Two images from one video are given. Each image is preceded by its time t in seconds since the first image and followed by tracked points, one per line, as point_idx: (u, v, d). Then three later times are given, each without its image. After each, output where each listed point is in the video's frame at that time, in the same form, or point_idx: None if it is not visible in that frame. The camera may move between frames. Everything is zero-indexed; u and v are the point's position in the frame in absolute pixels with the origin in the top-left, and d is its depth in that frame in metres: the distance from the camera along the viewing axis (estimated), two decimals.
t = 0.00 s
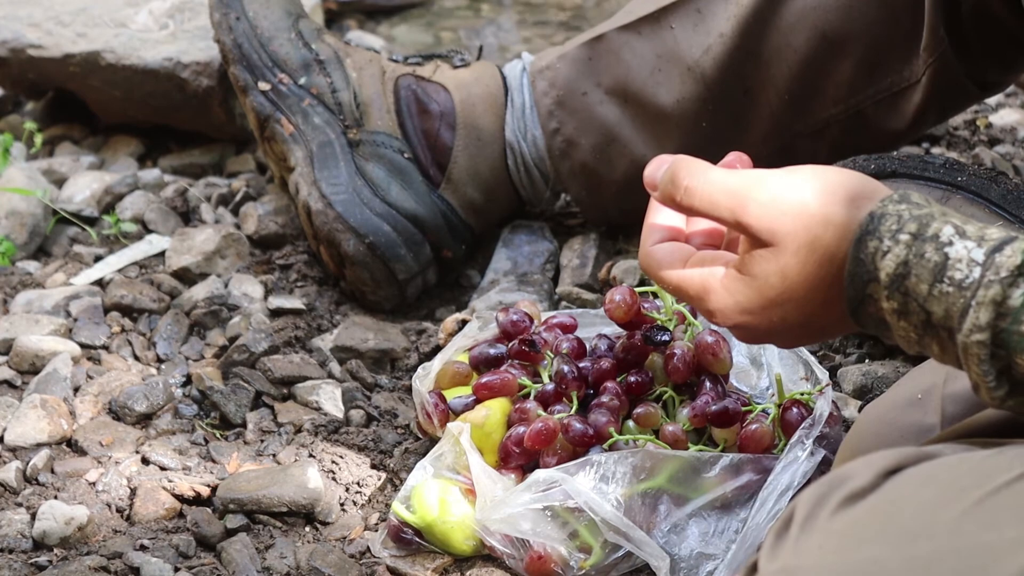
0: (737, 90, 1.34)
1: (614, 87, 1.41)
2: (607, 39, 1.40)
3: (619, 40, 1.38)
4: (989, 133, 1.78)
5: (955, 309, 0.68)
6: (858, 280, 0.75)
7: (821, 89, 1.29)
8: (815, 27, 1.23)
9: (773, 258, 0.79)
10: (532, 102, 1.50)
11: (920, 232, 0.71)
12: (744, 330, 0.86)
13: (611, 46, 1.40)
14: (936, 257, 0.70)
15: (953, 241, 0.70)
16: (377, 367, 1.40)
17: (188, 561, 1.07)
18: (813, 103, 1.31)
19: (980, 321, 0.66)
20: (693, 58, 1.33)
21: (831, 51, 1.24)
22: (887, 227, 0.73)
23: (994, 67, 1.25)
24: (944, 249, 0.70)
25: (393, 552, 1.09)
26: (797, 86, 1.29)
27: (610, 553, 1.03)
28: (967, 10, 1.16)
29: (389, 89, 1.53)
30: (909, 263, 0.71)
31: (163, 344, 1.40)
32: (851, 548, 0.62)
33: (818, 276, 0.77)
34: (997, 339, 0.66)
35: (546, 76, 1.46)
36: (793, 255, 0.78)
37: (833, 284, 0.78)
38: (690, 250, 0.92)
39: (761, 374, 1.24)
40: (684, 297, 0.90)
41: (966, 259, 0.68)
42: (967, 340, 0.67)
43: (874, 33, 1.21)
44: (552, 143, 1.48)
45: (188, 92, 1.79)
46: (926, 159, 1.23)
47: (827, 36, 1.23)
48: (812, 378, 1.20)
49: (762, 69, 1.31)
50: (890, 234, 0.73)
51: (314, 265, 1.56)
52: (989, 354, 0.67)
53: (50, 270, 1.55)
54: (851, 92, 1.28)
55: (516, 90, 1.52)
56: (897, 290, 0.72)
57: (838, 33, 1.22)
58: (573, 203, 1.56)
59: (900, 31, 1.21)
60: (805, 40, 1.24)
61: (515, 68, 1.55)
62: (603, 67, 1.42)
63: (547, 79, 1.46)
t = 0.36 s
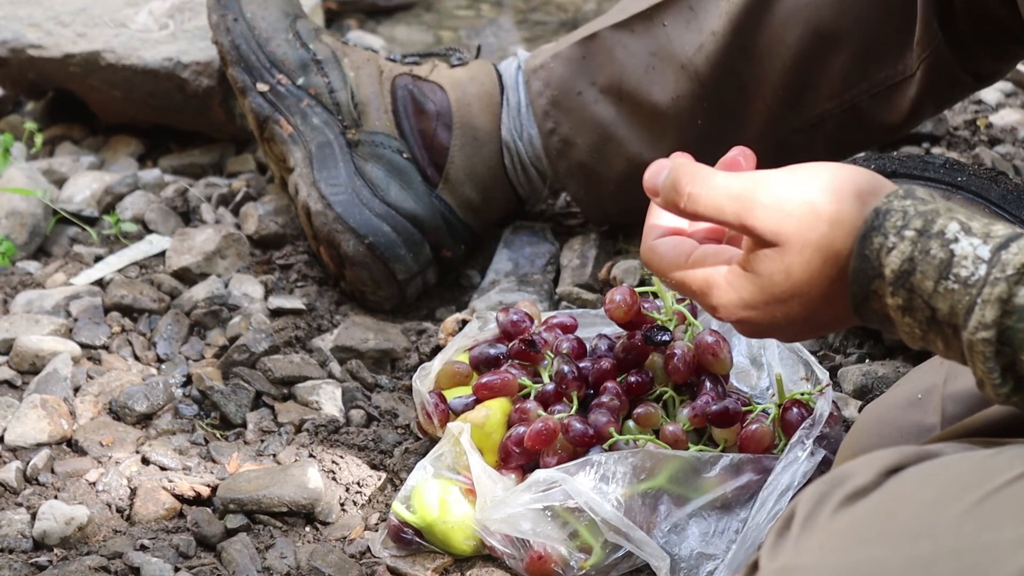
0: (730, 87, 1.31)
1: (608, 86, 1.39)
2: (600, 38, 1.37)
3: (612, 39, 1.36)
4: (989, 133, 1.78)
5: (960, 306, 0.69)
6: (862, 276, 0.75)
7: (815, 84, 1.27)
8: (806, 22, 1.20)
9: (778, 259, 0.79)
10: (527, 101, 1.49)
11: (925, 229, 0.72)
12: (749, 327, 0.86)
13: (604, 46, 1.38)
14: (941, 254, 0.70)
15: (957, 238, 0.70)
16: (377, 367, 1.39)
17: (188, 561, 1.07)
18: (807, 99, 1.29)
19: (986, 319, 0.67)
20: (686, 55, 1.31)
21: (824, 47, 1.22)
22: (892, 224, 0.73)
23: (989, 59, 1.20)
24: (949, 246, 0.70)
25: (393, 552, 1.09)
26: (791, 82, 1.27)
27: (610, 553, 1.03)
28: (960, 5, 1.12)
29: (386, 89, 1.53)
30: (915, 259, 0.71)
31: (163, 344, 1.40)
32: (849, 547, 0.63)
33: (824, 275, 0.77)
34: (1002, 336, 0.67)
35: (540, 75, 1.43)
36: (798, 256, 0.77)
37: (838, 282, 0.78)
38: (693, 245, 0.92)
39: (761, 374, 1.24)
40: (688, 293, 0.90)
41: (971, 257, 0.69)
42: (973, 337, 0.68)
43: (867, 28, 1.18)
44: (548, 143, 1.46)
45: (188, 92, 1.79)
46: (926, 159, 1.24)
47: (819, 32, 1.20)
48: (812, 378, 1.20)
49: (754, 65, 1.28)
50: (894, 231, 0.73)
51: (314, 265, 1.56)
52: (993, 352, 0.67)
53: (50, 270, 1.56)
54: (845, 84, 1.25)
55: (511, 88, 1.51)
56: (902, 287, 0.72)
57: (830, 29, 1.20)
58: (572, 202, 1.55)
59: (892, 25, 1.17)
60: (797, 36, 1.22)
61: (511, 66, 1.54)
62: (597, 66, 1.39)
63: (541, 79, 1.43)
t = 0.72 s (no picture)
0: (724, 90, 1.30)
1: (601, 89, 1.39)
2: (592, 41, 1.38)
3: (604, 42, 1.37)
4: (989, 134, 1.78)
5: (972, 311, 0.69)
6: (873, 284, 0.75)
7: (808, 88, 1.26)
8: (797, 27, 1.19)
9: (788, 266, 0.78)
10: (522, 101, 1.48)
11: (936, 234, 0.72)
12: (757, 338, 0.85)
13: (596, 48, 1.38)
14: (953, 259, 0.71)
15: (968, 244, 0.71)
16: (378, 367, 1.39)
17: (189, 561, 1.07)
18: (801, 102, 1.28)
19: (998, 322, 0.68)
20: (677, 59, 1.30)
21: (816, 52, 1.21)
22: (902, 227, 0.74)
23: (984, 57, 1.20)
24: (960, 251, 0.71)
25: (393, 552, 1.09)
26: (784, 86, 1.26)
27: (610, 553, 1.03)
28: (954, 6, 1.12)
29: (382, 90, 1.53)
30: (926, 265, 0.71)
31: (163, 344, 1.40)
32: (852, 539, 0.64)
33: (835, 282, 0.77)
34: (1014, 340, 0.68)
35: (533, 78, 1.44)
36: (808, 263, 0.77)
37: (847, 289, 0.77)
38: (698, 258, 0.91)
39: (761, 374, 1.24)
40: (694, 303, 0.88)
41: (983, 261, 0.69)
42: (985, 342, 0.68)
43: (859, 33, 1.17)
44: (543, 146, 1.46)
45: (188, 92, 1.79)
46: (927, 159, 1.24)
47: (811, 37, 1.19)
48: (812, 378, 1.20)
49: (748, 69, 1.27)
50: (906, 237, 0.73)
51: (314, 265, 1.56)
52: (1006, 357, 0.68)
53: (50, 270, 1.55)
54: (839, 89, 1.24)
55: (506, 88, 1.50)
56: (913, 293, 0.72)
57: (821, 34, 1.19)
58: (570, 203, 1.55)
59: (884, 29, 1.16)
60: (788, 42, 1.21)
61: (506, 65, 1.53)
62: (589, 70, 1.39)
63: (535, 82, 1.44)
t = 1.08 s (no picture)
0: (728, 91, 1.31)
1: (605, 88, 1.39)
2: (597, 40, 1.37)
3: (608, 41, 1.36)
4: (989, 134, 1.78)
5: (961, 303, 0.70)
6: (853, 282, 0.74)
7: (812, 89, 1.26)
8: (804, 27, 1.19)
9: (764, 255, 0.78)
10: (525, 101, 1.49)
11: (920, 231, 0.73)
12: (722, 342, 0.82)
13: (601, 48, 1.37)
14: (939, 253, 0.71)
15: (954, 239, 0.72)
16: (377, 367, 1.39)
17: (189, 561, 1.07)
18: (804, 102, 1.28)
19: (990, 313, 0.68)
20: (684, 58, 1.30)
21: (821, 52, 1.21)
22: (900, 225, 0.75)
23: (988, 62, 1.20)
24: (946, 246, 0.72)
25: (392, 552, 1.08)
26: (788, 86, 1.26)
27: (610, 553, 1.03)
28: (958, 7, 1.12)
29: (384, 90, 1.53)
30: (911, 261, 0.72)
31: (163, 344, 1.40)
32: (859, 525, 0.66)
33: (808, 277, 0.76)
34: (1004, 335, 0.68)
35: (538, 77, 1.43)
36: (787, 252, 0.77)
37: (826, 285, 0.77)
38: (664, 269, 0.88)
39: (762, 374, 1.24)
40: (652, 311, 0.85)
41: (970, 255, 0.70)
42: (975, 333, 0.69)
43: (865, 34, 1.18)
44: (547, 146, 1.45)
45: (188, 92, 1.79)
46: (927, 158, 1.23)
47: (816, 36, 1.20)
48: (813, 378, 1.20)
49: (753, 69, 1.27)
50: (889, 234, 0.74)
51: (314, 265, 1.56)
52: (996, 349, 0.68)
53: (50, 270, 1.55)
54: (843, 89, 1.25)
55: (509, 88, 1.51)
56: (896, 290, 0.72)
57: (827, 33, 1.19)
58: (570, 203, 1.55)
59: (889, 29, 1.17)
60: (793, 40, 1.21)
61: (510, 65, 1.54)
62: (593, 69, 1.39)
63: (538, 82, 1.43)
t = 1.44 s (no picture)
0: (726, 93, 1.30)
1: (603, 90, 1.38)
2: (594, 43, 1.37)
3: (605, 44, 1.36)
4: (989, 134, 1.78)
5: (967, 287, 0.70)
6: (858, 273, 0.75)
7: (810, 89, 1.25)
8: (801, 27, 1.18)
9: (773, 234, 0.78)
10: (522, 101, 1.49)
11: (926, 225, 0.74)
12: (721, 331, 0.75)
13: (599, 50, 1.37)
14: (945, 242, 0.72)
15: (959, 231, 0.73)
16: (377, 367, 1.40)
17: (189, 561, 1.07)
18: (802, 103, 1.27)
19: (995, 293, 0.69)
20: (680, 60, 1.30)
21: (818, 53, 1.20)
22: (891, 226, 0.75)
23: (986, 61, 1.20)
24: (952, 236, 0.73)
25: (392, 552, 1.08)
26: (785, 86, 1.26)
27: (610, 553, 1.03)
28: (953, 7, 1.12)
29: (384, 90, 1.53)
30: (916, 249, 0.73)
31: (163, 344, 1.40)
32: (857, 514, 0.66)
33: (817, 261, 0.76)
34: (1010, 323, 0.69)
35: (535, 80, 1.43)
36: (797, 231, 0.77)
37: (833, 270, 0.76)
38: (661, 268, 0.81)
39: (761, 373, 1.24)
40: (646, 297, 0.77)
41: (975, 244, 0.72)
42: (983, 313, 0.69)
43: (864, 35, 1.17)
44: (545, 148, 1.45)
45: (188, 92, 1.79)
46: (928, 158, 1.23)
47: (813, 38, 1.19)
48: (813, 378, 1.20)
49: (750, 70, 1.26)
50: (895, 227, 0.75)
51: (314, 265, 1.56)
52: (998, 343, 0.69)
53: (50, 270, 1.55)
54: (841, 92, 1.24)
55: (507, 89, 1.51)
56: (902, 280, 0.73)
57: (824, 34, 1.18)
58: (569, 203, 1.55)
59: (886, 29, 1.16)
60: (790, 42, 1.20)
61: (508, 65, 1.54)
62: (591, 71, 1.39)
63: (536, 84, 1.43)
